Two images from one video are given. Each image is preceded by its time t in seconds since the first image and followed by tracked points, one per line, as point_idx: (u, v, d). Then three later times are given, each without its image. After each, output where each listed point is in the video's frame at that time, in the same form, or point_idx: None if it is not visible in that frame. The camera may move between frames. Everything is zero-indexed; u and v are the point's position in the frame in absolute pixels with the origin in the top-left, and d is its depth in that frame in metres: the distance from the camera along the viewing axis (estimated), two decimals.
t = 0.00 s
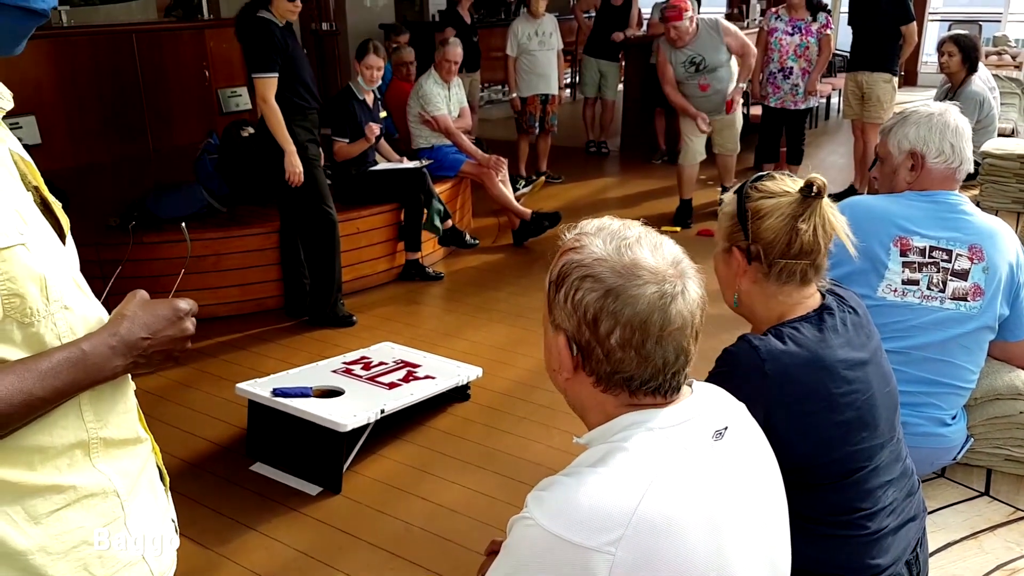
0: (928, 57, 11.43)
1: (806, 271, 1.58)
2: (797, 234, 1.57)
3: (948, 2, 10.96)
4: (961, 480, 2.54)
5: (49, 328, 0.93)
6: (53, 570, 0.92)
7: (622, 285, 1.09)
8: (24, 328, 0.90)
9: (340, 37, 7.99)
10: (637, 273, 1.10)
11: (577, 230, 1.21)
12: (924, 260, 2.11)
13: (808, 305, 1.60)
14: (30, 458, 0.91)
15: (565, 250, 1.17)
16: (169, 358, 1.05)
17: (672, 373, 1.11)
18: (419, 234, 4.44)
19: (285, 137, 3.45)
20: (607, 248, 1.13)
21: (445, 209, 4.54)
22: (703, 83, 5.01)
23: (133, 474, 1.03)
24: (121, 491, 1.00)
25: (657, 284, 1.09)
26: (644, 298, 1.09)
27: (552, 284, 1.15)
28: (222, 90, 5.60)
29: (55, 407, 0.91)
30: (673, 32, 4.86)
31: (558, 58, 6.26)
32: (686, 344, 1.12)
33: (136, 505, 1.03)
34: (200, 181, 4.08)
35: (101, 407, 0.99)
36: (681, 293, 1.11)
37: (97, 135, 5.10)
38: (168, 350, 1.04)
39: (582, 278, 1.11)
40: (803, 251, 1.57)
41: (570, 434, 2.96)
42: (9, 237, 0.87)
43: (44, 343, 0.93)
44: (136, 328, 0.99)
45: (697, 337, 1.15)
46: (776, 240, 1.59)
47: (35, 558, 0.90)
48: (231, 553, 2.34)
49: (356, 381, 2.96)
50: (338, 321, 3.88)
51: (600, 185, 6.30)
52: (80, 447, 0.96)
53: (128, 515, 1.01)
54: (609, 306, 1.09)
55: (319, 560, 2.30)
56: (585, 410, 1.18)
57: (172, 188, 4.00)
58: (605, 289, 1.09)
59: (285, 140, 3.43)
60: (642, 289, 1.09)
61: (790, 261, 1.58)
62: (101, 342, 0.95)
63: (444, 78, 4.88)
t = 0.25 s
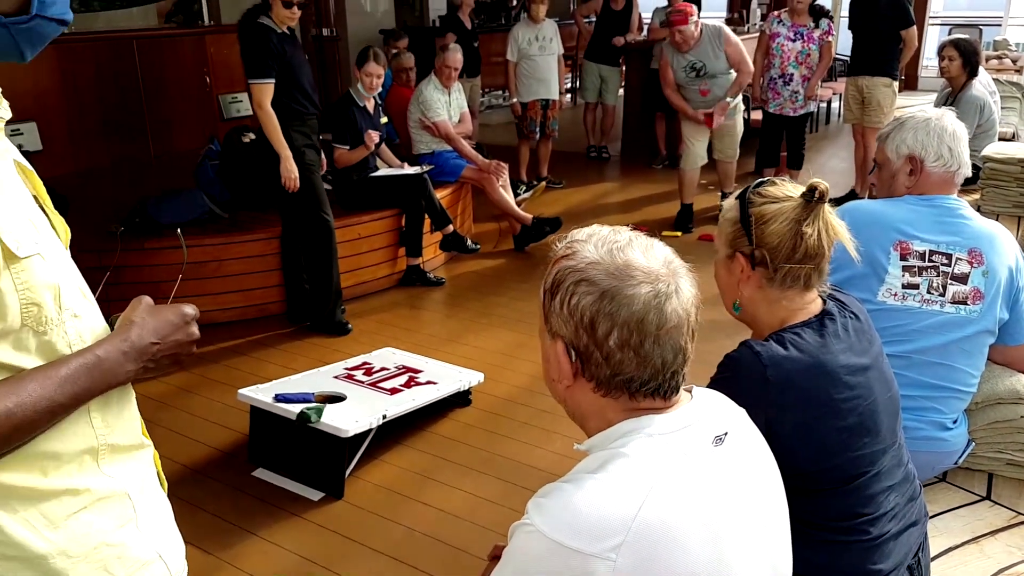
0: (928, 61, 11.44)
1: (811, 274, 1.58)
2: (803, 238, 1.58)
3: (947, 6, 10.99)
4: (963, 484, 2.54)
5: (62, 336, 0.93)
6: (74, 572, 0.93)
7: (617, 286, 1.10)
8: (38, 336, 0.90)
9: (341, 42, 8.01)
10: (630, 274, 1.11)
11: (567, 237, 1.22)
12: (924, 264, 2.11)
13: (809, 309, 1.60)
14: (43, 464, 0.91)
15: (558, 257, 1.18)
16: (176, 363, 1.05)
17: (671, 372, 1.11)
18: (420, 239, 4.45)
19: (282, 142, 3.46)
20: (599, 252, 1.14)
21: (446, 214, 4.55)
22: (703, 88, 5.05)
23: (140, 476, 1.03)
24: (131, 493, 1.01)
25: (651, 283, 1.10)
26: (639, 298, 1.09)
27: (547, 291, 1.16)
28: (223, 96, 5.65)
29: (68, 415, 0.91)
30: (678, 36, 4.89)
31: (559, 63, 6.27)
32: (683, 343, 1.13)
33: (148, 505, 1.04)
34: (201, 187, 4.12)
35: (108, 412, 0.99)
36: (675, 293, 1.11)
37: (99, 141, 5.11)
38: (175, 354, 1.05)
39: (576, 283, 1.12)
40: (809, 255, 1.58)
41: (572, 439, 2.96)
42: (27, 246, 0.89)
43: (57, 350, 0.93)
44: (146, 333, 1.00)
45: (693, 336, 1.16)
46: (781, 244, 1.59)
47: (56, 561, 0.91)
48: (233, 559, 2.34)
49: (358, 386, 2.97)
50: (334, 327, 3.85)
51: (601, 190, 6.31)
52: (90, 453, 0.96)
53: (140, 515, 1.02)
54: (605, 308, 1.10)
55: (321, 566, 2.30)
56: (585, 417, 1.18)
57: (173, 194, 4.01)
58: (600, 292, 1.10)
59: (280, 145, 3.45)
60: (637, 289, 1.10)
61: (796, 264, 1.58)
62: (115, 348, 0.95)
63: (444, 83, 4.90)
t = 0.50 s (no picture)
0: (927, 65, 11.48)
1: (812, 279, 1.59)
2: (804, 243, 1.59)
3: (946, 11, 11.02)
4: (962, 488, 2.55)
5: (98, 336, 0.98)
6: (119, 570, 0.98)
7: (618, 290, 1.11)
8: (82, 335, 0.96)
9: (342, 47, 8.04)
10: (631, 278, 1.12)
11: (569, 241, 1.23)
12: (923, 268, 2.12)
13: (808, 315, 1.61)
14: (87, 464, 0.96)
15: (559, 262, 1.19)
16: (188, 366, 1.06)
17: (673, 376, 1.12)
18: (421, 244, 4.47)
19: (275, 146, 3.47)
20: (600, 256, 1.15)
21: (446, 219, 4.57)
22: (705, 90, 5.06)
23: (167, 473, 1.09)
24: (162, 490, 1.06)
25: (652, 288, 1.12)
26: (641, 303, 1.11)
27: (548, 296, 1.18)
28: (225, 100, 5.76)
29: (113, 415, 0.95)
30: (684, 36, 4.88)
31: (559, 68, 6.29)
32: (685, 347, 1.13)
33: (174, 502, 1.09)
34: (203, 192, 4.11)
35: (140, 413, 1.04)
36: (677, 296, 1.13)
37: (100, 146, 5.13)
38: (198, 351, 1.07)
39: (577, 287, 1.13)
40: (811, 259, 1.59)
41: (572, 443, 2.97)
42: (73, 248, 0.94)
43: (96, 350, 0.98)
44: (173, 331, 1.03)
45: (695, 339, 1.17)
46: (782, 249, 1.60)
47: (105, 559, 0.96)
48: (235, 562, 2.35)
49: (359, 390, 2.97)
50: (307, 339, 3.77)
51: (601, 194, 6.32)
52: (126, 453, 1.01)
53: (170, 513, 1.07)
54: (606, 312, 1.11)
55: (323, 569, 2.31)
56: (587, 420, 1.19)
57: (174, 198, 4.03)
58: (601, 297, 1.11)
59: (273, 149, 3.45)
60: (638, 294, 1.11)
61: (797, 268, 1.59)
62: (146, 343, 0.98)
63: (445, 88, 4.92)
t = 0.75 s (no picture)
0: (926, 68, 11.50)
1: (812, 284, 1.59)
2: (806, 248, 1.59)
3: (945, 14, 11.04)
4: (960, 489, 2.55)
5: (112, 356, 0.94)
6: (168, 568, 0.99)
7: (600, 302, 1.11)
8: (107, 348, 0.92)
9: (341, 48, 8.05)
10: (615, 291, 1.12)
11: (574, 242, 1.24)
12: (922, 271, 2.13)
13: (809, 317, 1.61)
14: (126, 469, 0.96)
15: (559, 262, 1.20)
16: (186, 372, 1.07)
17: (652, 391, 1.11)
18: (421, 244, 4.47)
19: (265, 148, 3.40)
20: (593, 264, 1.15)
21: (446, 220, 4.57)
22: (710, 88, 5.04)
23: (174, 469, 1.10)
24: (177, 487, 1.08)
25: (634, 302, 1.11)
26: (620, 316, 1.10)
27: (544, 299, 1.19)
28: (224, 100, 5.77)
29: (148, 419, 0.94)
30: (693, 31, 4.91)
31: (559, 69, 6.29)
32: (668, 362, 1.11)
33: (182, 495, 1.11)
34: (203, 191, 4.11)
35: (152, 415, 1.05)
36: (662, 311, 1.11)
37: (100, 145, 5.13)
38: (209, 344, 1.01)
39: (566, 292, 1.14)
40: (812, 264, 1.59)
41: (571, 444, 2.97)
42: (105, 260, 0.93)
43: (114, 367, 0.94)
44: (190, 321, 0.96)
45: (686, 355, 1.14)
46: (784, 253, 1.61)
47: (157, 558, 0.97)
48: (234, 562, 2.35)
49: (358, 391, 2.97)
50: (266, 346, 3.69)
51: (601, 195, 6.32)
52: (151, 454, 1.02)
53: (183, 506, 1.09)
54: (587, 321, 1.12)
55: (321, 569, 2.31)
56: (585, 419, 1.20)
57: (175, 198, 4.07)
58: (584, 305, 1.12)
59: (263, 151, 3.38)
60: (619, 307, 1.11)
61: (797, 273, 1.59)
62: (177, 339, 0.93)
63: (446, 88, 4.92)
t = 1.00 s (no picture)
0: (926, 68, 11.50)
1: (811, 284, 1.60)
2: (805, 250, 1.59)
3: (945, 15, 11.04)
4: (955, 489, 2.56)
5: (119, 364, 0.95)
6: None
7: (598, 298, 1.11)
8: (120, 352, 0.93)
9: (340, 44, 8.03)
10: (613, 287, 1.12)
11: (570, 240, 1.23)
12: (919, 270, 2.13)
13: (807, 316, 1.61)
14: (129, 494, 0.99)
15: (556, 260, 1.20)
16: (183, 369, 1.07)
17: (650, 386, 1.11)
18: (419, 241, 4.46)
19: (247, 145, 3.29)
20: (590, 260, 1.15)
21: (444, 217, 4.57)
22: (711, 85, 5.03)
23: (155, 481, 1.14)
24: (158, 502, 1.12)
25: (633, 298, 1.11)
26: (618, 312, 1.10)
27: (542, 296, 1.19)
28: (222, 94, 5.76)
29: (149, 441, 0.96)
30: (695, 26, 4.90)
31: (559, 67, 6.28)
32: (666, 358, 1.11)
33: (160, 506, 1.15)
34: (200, 186, 4.08)
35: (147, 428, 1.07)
36: (660, 307, 1.11)
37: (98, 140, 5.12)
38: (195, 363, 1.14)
39: (563, 290, 1.14)
40: (811, 265, 1.59)
41: (568, 441, 2.97)
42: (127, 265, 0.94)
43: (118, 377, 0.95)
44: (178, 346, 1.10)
45: (683, 350, 1.15)
46: (783, 254, 1.61)
47: None
48: (230, 557, 2.35)
49: (355, 387, 2.98)
50: (260, 343, 3.68)
51: (599, 194, 6.32)
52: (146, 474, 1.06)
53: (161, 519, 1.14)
54: (585, 318, 1.12)
55: (317, 564, 2.32)
56: (581, 417, 1.20)
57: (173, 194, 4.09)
58: (581, 302, 1.12)
59: (246, 151, 3.28)
60: (617, 303, 1.11)
61: (795, 273, 1.60)
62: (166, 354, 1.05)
63: (445, 85, 4.90)
